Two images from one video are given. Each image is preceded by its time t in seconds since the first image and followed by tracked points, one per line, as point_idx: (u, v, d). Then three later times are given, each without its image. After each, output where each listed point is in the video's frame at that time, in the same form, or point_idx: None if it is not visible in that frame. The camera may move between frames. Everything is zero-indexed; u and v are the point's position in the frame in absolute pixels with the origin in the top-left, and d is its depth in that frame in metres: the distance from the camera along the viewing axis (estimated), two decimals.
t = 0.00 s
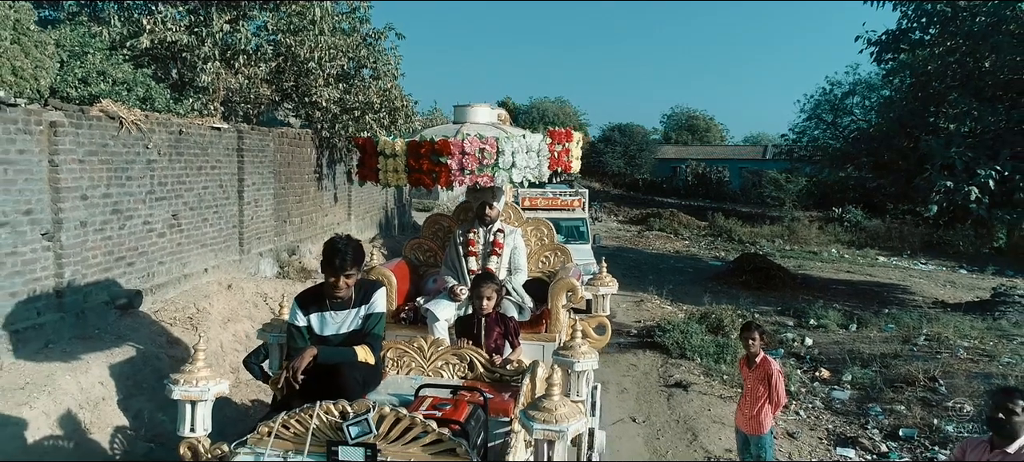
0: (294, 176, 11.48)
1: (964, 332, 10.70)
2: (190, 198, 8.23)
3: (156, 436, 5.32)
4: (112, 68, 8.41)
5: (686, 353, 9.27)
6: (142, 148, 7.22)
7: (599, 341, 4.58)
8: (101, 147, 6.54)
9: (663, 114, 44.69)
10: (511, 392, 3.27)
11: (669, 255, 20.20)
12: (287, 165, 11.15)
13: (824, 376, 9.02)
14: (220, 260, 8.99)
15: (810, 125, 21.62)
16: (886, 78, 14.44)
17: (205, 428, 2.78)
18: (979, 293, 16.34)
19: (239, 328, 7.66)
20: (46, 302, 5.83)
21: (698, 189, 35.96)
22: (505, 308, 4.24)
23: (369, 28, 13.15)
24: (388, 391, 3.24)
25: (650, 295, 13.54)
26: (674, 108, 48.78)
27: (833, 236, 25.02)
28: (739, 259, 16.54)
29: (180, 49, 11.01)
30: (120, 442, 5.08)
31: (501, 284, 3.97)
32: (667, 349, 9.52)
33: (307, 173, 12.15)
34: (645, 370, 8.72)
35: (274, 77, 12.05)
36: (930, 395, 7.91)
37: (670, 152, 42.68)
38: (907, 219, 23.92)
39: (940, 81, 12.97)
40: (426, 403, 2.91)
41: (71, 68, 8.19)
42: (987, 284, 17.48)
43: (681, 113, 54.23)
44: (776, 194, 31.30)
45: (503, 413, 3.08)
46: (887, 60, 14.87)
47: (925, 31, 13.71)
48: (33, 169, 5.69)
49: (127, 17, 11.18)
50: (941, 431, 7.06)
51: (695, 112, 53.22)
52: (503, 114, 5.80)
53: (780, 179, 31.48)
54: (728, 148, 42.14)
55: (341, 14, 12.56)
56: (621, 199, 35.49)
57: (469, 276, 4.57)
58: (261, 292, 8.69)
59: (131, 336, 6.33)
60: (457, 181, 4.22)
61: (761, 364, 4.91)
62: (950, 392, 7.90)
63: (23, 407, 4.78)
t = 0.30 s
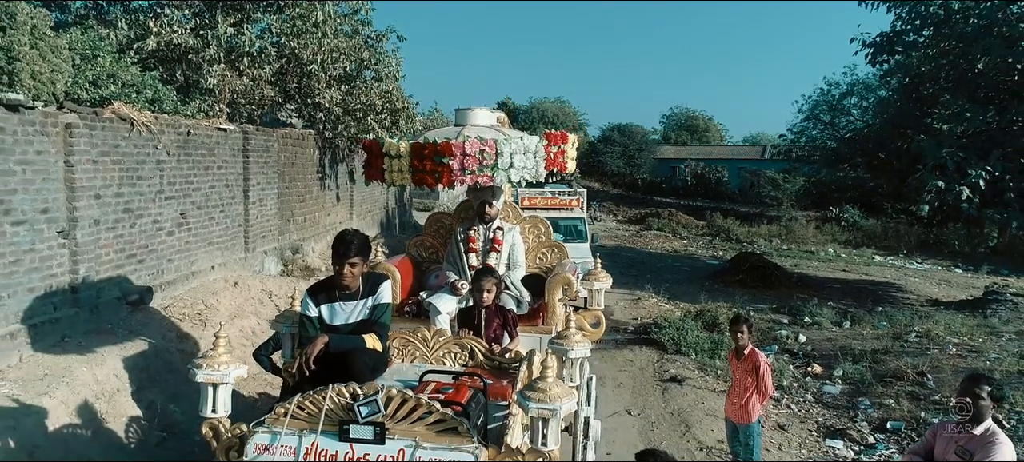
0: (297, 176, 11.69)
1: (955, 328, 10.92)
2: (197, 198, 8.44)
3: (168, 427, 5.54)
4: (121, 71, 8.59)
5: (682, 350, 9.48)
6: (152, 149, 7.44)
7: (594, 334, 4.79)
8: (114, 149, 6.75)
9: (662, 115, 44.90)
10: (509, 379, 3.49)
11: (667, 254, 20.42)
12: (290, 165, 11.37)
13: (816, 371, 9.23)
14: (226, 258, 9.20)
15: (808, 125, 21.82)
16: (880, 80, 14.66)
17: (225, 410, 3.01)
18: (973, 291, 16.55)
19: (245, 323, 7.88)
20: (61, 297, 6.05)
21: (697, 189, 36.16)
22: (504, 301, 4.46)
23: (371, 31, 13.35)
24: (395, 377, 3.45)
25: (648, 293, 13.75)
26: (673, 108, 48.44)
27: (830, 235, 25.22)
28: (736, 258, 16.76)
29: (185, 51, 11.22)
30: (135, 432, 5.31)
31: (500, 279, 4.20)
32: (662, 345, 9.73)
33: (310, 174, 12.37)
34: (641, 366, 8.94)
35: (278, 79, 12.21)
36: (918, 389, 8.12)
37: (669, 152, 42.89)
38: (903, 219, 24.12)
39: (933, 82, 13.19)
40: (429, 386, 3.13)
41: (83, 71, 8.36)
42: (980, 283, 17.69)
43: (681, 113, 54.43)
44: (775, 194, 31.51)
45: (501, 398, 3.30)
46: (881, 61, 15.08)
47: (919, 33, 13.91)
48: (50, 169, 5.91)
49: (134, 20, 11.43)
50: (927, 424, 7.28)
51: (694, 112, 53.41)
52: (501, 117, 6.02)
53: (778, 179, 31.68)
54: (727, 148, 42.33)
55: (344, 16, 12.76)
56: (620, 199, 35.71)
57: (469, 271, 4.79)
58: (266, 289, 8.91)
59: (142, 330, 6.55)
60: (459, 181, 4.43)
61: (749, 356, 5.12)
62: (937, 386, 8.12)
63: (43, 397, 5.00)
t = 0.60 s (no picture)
0: (301, 175, 11.93)
1: (945, 325, 11.15)
2: (205, 197, 8.67)
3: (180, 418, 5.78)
4: (131, 74, 8.84)
5: (677, 345, 9.71)
6: (162, 150, 7.68)
7: (589, 327, 5.03)
8: (127, 149, 6.99)
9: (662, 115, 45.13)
10: (508, 366, 3.72)
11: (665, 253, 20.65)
12: (294, 165, 11.60)
13: (808, 366, 9.46)
14: (233, 255, 9.44)
15: (805, 126, 22.06)
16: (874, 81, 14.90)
17: (244, 393, 3.25)
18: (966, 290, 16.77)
19: (252, 319, 8.13)
20: (78, 293, 6.28)
21: (696, 189, 36.38)
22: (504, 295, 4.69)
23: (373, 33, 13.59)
24: (401, 364, 3.68)
25: (645, 291, 13.99)
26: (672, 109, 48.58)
27: (827, 234, 25.44)
28: (733, 257, 16.99)
29: (191, 54, 11.45)
30: (149, 422, 5.54)
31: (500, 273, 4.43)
32: (658, 341, 9.96)
33: (313, 173, 12.60)
34: (637, 361, 9.17)
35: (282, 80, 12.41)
36: (906, 383, 8.35)
37: (668, 152, 43.13)
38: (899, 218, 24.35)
39: (925, 84, 13.42)
40: (432, 371, 3.36)
41: (94, 73, 8.57)
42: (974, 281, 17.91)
43: (681, 113, 54.66)
44: (773, 194, 31.75)
45: (501, 383, 3.53)
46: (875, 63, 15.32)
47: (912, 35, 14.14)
48: (67, 169, 6.14)
49: (141, 24, 11.74)
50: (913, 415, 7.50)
51: (694, 112, 53.64)
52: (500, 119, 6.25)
53: (777, 178, 31.91)
54: (726, 148, 42.55)
55: (347, 19, 13.00)
56: (620, 199, 35.92)
57: (471, 266, 5.02)
58: (272, 286, 9.15)
59: (154, 325, 6.79)
60: (461, 180, 4.65)
61: (738, 348, 5.36)
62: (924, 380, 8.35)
63: (62, 387, 5.24)
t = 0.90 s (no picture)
0: (305, 176, 12.18)
1: (935, 322, 11.39)
2: (213, 197, 8.93)
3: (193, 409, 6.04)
4: (141, 77, 9.08)
5: (672, 342, 9.95)
6: (172, 152, 7.93)
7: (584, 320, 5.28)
8: (140, 150, 7.26)
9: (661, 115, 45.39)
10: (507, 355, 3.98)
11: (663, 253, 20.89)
12: (298, 166, 11.86)
13: (800, 362, 9.71)
14: (239, 254, 9.69)
15: (802, 126, 22.29)
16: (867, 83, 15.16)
17: (261, 378, 3.50)
18: (959, 289, 17.02)
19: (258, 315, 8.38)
20: (93, 289, 6.53)
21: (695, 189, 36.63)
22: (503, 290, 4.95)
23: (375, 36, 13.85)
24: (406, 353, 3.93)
25: (643, 290, 14.24)
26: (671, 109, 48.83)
27: (824, 234, 25.69)
28: (729, 256, 17.24)
29: (198, 57, 11.72)
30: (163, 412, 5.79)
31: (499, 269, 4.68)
32: (654, 338, 10.21)
33: (317, 174, 12.85)
34: (633, 356, 9.41)
35: (286, 82, 12.65)
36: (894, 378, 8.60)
37: (667, 152, 43.39)
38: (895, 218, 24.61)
39: (917, 86, 13.68)
40: (437, 360, 3.62)
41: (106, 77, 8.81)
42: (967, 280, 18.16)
43: (679, 113, 54.91)
44: (771, 194, 31.99)
45: (500, 372, 3.79)
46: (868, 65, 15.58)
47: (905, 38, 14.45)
48: (84, 170, 6.39)
49: (149, 28, 12.00)
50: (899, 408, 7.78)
51: (693, 112, 53.90)
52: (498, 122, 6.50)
53: (774, 179, 32.17)
54: (725, 148, 42.80)
55: (349, 21, 13.26)
56: (619, 200, 36.15)
57: (471, 263, 5.27)
58: (278, 284, 9.40)
59: (166, 320, 7.04)
60: (463, 181, 4.89)
61: (726, 341, 5.62)
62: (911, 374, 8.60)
63: (82, 378, 5.50)
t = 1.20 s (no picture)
0: (309, 177, 12.45)
1: (925, 319, 11.66)
2: (221, 197, 9.20)
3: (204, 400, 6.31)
4: (151, 81, 9.32)
5: (668, 338, 10.22)
6: (183, 154, 8.20)
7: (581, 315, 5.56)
8: (153, 152, 7.54)
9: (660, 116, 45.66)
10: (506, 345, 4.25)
11: (661, 252, 21.16)
12: (303, 166, 12.13)
13: (792, 357, 9.97)
14: (247, 252, 9.96)
15: (800, 127, 22.54)
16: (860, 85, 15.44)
17: (278, 366, 3.77)
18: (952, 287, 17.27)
19: (266, 311, 8.66)
20: (110, 286, 6.80)
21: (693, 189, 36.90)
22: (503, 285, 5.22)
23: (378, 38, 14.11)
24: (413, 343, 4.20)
25: (640, 288, 14.51)
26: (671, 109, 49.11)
27: (821, 234, 25.96)
28: (726, 255, 17.51)
29: (205, 60, 12.00)
30: (177, 404, 6.06)
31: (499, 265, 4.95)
32: (651, 335, 10.47)
33: (321, 174, 13.12)
34: (630, 352, 9.67)
35: (290, 84, 12.92)
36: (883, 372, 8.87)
37: (667, 152, 43.67)
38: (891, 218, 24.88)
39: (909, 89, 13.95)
40: (442, 349, 3.89)
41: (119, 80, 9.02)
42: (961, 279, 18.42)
43: (678, 113, 55.18)
44: (769, 194, 32.25)
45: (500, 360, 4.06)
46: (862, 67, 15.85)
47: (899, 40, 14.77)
48: (100, 172, 6.65)
49: (156, 32, 12.27)
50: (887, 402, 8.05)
51: (693, 112, 54.21)
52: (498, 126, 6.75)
53: (772, 179, 32.45)
54: (723, 148, 43.05)
55: (353, 24, 13.52)
56: (618, 200, 36.41)
57: (472, 260, 5.53)
58: (284, 282, 9.68)
59: (178, 315, 7.32)
60: (466, 182, 5.15)
61: (717, 334, 5.89)
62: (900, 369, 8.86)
63: (102, 370, 5.77)
